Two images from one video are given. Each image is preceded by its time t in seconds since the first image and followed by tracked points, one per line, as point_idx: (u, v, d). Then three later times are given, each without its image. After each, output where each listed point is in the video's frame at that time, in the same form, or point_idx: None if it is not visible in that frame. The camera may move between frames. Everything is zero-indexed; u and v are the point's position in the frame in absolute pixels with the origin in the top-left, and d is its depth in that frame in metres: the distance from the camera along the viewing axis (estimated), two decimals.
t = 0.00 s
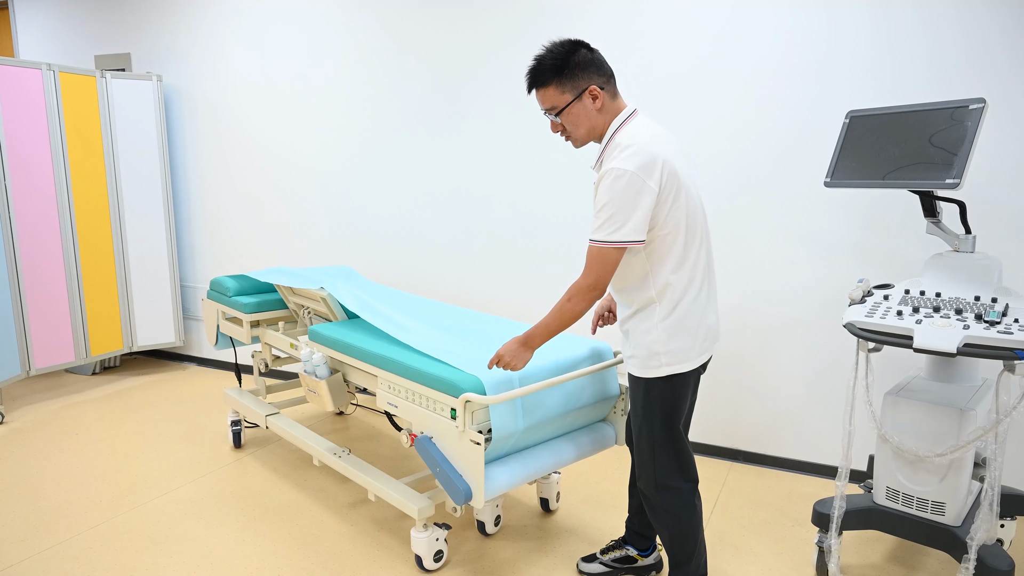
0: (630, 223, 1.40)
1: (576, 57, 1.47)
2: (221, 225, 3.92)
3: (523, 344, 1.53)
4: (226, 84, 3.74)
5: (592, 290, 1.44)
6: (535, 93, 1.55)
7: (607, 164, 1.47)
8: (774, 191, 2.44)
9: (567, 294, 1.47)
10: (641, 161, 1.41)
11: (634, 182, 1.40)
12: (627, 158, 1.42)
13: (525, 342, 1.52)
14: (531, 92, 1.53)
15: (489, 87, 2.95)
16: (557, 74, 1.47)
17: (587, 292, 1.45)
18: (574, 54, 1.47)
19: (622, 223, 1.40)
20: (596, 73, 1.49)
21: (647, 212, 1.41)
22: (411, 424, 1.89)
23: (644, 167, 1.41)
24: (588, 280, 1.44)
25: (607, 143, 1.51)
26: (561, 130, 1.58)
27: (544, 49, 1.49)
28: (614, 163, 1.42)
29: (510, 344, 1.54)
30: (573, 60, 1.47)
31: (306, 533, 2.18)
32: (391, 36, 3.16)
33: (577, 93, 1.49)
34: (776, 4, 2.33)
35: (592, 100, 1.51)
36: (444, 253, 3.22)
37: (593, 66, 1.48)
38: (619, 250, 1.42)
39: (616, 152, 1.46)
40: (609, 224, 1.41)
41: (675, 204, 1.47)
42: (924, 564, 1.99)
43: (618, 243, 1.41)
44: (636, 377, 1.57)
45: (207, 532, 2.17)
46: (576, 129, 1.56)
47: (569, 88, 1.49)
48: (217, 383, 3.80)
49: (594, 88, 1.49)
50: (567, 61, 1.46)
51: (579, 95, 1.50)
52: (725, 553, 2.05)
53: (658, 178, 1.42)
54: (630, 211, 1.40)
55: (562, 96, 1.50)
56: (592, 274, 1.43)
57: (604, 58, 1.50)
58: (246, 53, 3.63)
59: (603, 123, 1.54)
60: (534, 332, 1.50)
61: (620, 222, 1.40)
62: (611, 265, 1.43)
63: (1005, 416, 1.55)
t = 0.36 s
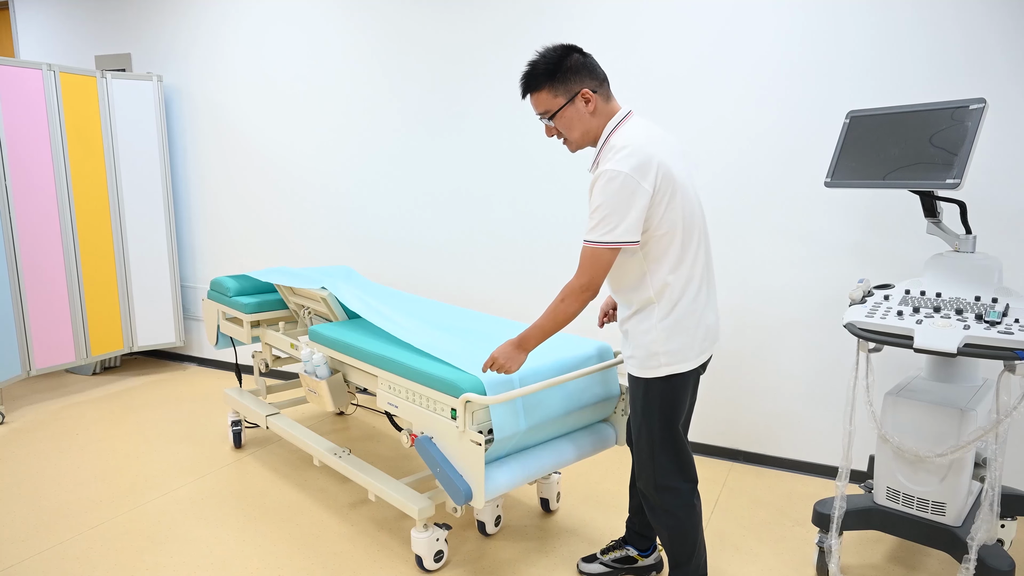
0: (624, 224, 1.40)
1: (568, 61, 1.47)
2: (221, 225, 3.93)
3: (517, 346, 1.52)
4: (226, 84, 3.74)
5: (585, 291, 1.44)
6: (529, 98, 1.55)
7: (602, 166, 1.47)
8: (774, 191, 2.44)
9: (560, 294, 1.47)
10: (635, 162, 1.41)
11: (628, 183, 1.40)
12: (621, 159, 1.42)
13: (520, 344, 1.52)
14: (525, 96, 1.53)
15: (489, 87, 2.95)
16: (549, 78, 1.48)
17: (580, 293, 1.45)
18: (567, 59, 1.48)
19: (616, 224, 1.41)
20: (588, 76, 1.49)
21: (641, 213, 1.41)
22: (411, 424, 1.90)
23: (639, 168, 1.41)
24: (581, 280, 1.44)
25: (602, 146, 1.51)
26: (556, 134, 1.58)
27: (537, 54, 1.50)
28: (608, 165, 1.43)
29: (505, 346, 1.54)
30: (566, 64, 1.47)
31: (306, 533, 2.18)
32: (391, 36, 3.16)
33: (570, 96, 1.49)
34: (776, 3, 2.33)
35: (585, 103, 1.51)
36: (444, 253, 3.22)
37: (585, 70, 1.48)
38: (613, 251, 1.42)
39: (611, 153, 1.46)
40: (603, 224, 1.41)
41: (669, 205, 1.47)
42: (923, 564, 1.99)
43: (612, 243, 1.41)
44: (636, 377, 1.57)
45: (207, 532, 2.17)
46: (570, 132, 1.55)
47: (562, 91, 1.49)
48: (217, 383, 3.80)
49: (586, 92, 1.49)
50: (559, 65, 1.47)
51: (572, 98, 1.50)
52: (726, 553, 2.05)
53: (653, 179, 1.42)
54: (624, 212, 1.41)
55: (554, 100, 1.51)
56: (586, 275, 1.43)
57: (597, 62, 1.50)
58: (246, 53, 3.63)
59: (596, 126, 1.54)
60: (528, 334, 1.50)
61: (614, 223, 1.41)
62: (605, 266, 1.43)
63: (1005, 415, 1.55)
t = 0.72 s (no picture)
0: (620, 223, 1.40)
1: (574, 58, 1.49)
2: (221, 225, 3.93)
3: (514, 347, 1.52)
4: (226, 84, 3.74)
5: (580, 289, 1.44)
6: (528, 92, 1.53)
7: (600, 161, 1.47)
8: (774, 192, 2.44)
9: (556, 294, 1.47)
10: (630, 161, 1.41)
11: (623, 181, 1.40)
12: (616, 158, 1.42)
13: (516, 345, 1.52)
14: (527, 88, 1.51)
15: (489, 87, 2.95)
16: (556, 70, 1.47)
17: (575, 292, 1.45)
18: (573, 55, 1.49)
19: (612, 222, 1.41)
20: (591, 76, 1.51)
21: (636, 211, 1.41)
22: (410, 424, 1.90)
23: (634, 167, 1.41)
24: (575, 280, 1.44)
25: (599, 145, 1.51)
26: (553, 131, 1.56)
27: (542, 49, 1.49)
28: (605, 163, 1.43)
29: (501, 347, 1.54)
30: (572, 60, 1.49)
31: (306, 533, 2.18)
32: (391, 36, 3.16)
33: (575, 90, 1.49)
34: (776, 3, 2.33)
35: (587, 99, 1.51)
36: (444, 253, 3.22)
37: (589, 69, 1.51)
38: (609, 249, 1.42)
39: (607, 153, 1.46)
40: (599, 222, 1.41)
41: (666, 204, 1.47)
42: (924, 564, 1.99)
43: (608, 242, 1.41)
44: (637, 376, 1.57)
45: (207, 532, 2.18)
46: (569, 128, 1.54)
47: (567, 85, 1.49)
48: (217, 383, 3.80)
49: (591, 88, 1.50)
50: (566, 60, 1.47)
51: (576, 92, 1.50)
52: (726, 553, 2.05)
53: (649, 179, 1.43)
54: (619, 210, 1.41)
55: (559, 91, 1.49)
56: (581, 273, 1.43)
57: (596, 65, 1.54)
58: (246, 53, 3.63)
59: (596, 125, 1.55)
60: (524, 335, 1.50)
61: (609, 222, 1.41)
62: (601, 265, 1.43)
63: (1005, 416, 1.55)
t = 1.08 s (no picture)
0: (628, 220, 1.41)
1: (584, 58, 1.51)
2: (221, 225, 3.92)
3: (516, 345, 1.52)
4: (226, 85, 3.74)
5: (585, 287, 1.44)
6: (537, 87, 1.51)
7: (606, 159, 1.46)
8: (774, 192, 2.44)
9: (560, 291, 1.46)
10: (635, 160, 1.42)
11: (630, 179, 1.41)
12: (622, 157, 1.43)
13: (519, 343, 1.51)
14: (539, 83, 1.49)
15: (489, 87, 2.94)
16: (570, 66, 1.47)
17: (580, 289, 1.44)
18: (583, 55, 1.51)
19: (620, 219, 1.41)
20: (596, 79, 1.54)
21: (644, 209, 1.41)
22: (410, 424, 1.89)
23: (640, 165, 1.42)
24: (580, 277, 1.44)
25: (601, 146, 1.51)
26: (560, 127, 1.53)
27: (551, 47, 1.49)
28: (611, 161, 1.43)
29: (504, 345, 1.53)
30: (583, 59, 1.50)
31: (306, 533, 2.18)
32: (391, 36, 3.16)
33: (585, 88, 1.50)
34: (776, 4, 2.33)
35: (594, 99, 1.52)
36: (444, 253, 3.22)
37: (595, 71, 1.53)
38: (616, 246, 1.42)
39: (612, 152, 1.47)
40: (607, 220, 1.42)
41: (670, 203, 1.47)
42: (923, 564, 1.99)
43: (616, 238, 1.41)
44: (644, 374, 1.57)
45: (207, 532, 2.18)
46: (577, 125, 1.52)
47: (578, 82, 1.49)
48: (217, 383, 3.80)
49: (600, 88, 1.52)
50: (578, 58, 1.48)
51: (586, 91, 1.51)
52: (725, 553, 2.05)
53: (655, 178, 1.43)
54: (627, 207, 1.41)
55: (570, 87, 1.48)
56: (586, 271, 1.43)
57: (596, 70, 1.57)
58: (246, 54, 3.63)
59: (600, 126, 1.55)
60: (527, 333, 1.50)
61: (617, 219, 1.41)
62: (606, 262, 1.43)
63: (1005, 415, 1.55)
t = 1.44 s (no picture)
0: (632, 219, 1.41)
1: (574, 65, 1.47)
2: (221, 225, 3.92)
3: (520, 342, 1.52)
4: (225, 85, 3.74)
5: (590, 285, 1.44)
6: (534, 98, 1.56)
7: (607, 163, 1.48)
8: (774, 192, 2.44)
9: (564, 289, 1.46)
10: (640, 159, 1.42)
11: (634, 179, 1.41)
12: (627, 157, 1.43)
13: (522, 341, 1.52)
14: (529, 96, 1.54)
15: (489, 87, 2.94)
16: (553, 79, 1.48)
17: (585, 288, 1.44)
18: (572, 62, 1.47)
19: (624, 219, 1.41)
20: (591, 82, 1.49)
21: (648, 209, 1.41)
22: (410, 424, 1.89)
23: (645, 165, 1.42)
24: (585, 275, 1.43)
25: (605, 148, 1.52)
26: (559, 134, 1.59)
27: (543, 56, 1.50)
28: (615, 162, 1.43)
29: (507, 343, 1.54)
30: (571, 68, 1.47)
31: (306, 533, 2.18)
32: (391, 36, 3.16)
33: (572, 100, 1.50)
34: (776, 4, 2.33)
35: (586, 107, 1.51)
36: (443, 253, 3.22)
37: (589, 75, 1.48)
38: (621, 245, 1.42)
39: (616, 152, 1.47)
40: (609, 220, 1.42)
41: (675, 203, 1.47)
42: (923, 564, 1.99)
43: (618, 238, 1.41)
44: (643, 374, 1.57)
45: (207, 532, 2.18)
46: (569, 134, 1.56)
47: (563, 96, 1.49)
48: (217, 383, 3.80)
49: (589, 97, 1.49)
50: (564, 69, 1.47)
51: (574, 102, 1.50)
52: (725, 553, 2.05)
53: (660, 178, 1.43)
54: (628, 208, 1.41)
55: (556, 103, 1.51)
56: (591, 270, 1.43)
57: (602, 67, 1.50)
58: (246, 54, 3.63)
59: (598, 129, 1.54)
60: (531, 331, 1.50)
61: (620, 219, 1.41)
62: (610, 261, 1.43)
63: (1006, 415, 1.55)
